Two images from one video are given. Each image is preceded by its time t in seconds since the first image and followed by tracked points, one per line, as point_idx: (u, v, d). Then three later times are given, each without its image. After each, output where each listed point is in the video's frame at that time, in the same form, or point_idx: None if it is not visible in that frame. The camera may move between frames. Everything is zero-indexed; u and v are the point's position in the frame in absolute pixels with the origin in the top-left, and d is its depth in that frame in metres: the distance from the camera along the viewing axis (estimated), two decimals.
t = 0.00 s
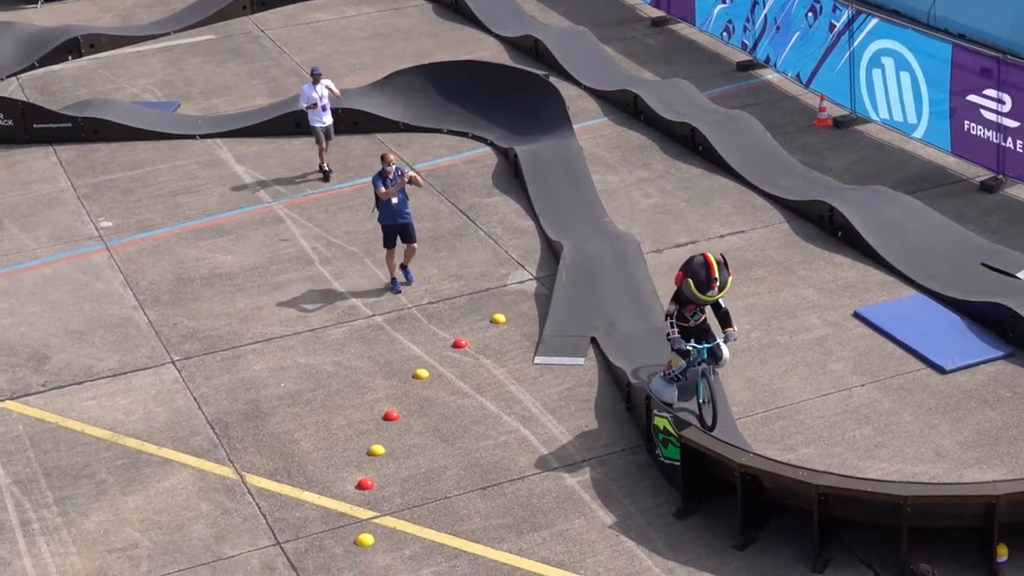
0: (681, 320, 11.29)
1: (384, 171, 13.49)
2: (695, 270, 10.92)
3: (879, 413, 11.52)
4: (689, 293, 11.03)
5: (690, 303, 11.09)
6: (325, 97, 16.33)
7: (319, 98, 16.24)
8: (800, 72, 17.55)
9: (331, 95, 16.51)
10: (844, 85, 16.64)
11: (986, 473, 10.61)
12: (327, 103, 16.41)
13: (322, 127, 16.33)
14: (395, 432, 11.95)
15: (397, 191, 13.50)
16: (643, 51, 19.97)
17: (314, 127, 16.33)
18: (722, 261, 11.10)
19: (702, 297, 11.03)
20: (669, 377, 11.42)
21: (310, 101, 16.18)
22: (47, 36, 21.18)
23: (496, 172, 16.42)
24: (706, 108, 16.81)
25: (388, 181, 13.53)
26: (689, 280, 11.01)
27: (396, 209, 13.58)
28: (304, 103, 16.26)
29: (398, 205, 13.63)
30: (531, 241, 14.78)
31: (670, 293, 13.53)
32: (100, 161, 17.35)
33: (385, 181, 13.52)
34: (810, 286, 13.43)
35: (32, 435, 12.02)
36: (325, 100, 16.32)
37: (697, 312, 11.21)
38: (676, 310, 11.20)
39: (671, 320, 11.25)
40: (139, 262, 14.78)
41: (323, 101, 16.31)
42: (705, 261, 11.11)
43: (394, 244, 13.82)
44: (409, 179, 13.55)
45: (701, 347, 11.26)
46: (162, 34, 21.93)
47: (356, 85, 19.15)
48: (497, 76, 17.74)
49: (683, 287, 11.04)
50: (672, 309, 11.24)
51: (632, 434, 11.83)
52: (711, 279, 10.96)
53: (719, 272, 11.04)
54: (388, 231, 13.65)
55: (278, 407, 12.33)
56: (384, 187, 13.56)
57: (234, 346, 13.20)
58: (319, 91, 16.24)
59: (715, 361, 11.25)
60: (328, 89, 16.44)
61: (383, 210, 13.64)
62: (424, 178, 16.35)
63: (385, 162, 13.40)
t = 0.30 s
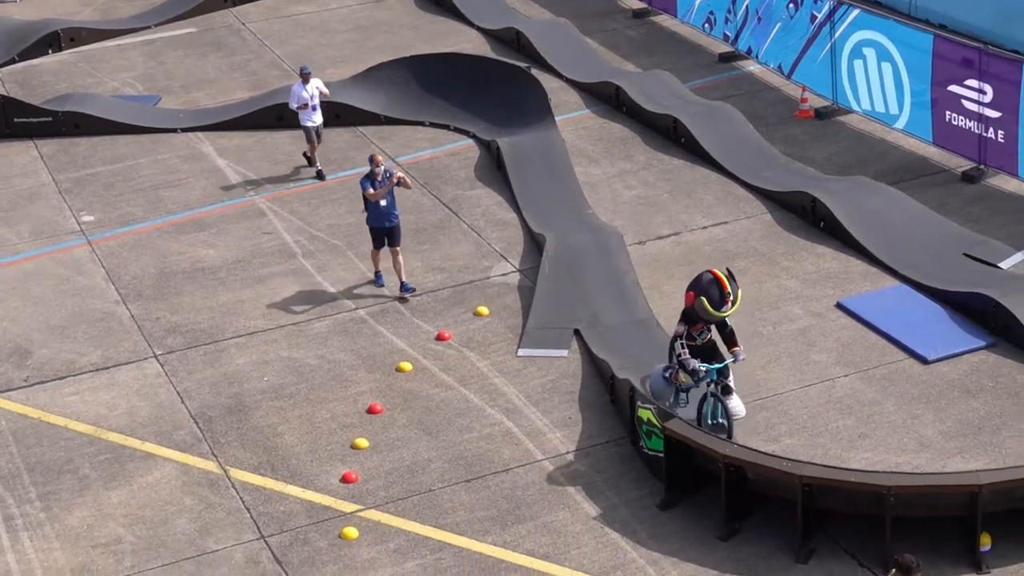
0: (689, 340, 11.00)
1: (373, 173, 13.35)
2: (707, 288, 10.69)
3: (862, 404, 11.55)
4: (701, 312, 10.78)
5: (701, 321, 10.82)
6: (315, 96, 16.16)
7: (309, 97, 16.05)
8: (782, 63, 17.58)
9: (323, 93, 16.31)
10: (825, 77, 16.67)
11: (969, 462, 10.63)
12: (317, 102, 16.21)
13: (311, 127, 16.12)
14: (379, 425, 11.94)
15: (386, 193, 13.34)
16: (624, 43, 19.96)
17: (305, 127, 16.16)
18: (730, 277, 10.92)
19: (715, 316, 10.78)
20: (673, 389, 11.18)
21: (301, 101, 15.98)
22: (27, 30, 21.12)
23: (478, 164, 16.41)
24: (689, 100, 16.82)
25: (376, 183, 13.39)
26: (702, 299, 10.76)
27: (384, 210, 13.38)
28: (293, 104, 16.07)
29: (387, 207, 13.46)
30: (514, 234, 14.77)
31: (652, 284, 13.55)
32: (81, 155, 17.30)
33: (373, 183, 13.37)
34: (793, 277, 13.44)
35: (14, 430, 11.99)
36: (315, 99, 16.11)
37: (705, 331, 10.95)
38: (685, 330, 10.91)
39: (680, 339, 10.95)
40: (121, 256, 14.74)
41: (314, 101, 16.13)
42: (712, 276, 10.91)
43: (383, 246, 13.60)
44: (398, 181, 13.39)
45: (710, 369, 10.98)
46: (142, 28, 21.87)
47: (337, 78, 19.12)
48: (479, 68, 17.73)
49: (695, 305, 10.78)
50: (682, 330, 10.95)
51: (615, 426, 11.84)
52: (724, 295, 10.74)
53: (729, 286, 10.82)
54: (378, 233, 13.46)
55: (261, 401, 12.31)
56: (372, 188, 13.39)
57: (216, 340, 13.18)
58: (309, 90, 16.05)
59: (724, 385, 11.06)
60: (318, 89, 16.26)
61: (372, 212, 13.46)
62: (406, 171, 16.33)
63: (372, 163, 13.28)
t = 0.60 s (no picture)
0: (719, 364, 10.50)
1: (368, 174, 13.02)
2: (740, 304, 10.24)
3: (845, 391, 11.58)
4: (734, 332, 10.28)
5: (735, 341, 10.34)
6: (307, 92, 15.88)
7: (302, 94, 15.79)
8: (762, 52, 17.62)
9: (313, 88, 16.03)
10: (805, 64, 16.71)
11: (952, 448, 10.67)
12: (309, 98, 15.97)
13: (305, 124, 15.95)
14: (364, 417, 11.95)
15: (381, 194, 13.08)
16: (605, 33, 19.96)
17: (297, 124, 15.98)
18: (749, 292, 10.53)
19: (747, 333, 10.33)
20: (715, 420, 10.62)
21: (293, 99, 15.74)
22: (6, 25, 21.03)
23: (460, 155, 16.40)
24: (670, 89, 16.83)
25: (371, 183, 13.08)
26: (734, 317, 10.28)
27: (380, 211, 13.17)
28: (285, 100, 15.79)
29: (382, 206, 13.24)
30: (496, 225, 14.77)
31: (635, 274, 13.57)
32: (61, 150, 17.25)
33: (368, 184, 13.08)
34: (776, 265, 13.46)
35: None
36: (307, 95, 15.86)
37: (734, 354, 10.46)
38: (718, 352, 10.39)
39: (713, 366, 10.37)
40: (103, 251, 14.70)
41: (306, 97, 15.88)
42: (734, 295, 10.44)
43: (377, 245, 13.43)
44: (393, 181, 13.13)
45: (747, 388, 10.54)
46: (122, 22, 21.79)
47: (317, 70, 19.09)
48: (460, 59, 17.72)
49: (727, 327, 10.27)
50: (713, 355, 10.40)
51: (599, 415, 11.86)
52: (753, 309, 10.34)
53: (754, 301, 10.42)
54: (373, 233, 13.26)
55: (245, 395, 12.30)
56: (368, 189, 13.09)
57: (199, 334, 13.16)
58: (301, 87, 15.77)
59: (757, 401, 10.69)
60: (310, 84, 15.96)
61: (367, 212, 13.22)
62: (388, 162, 16.31)
63: (368, 163, 12.98)
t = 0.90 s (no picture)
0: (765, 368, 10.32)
1: (364, 171, 12.95)
2: (783, 304, 10.20)
3: (831, 375, 11.60)
4: (779, 333, 10.19)
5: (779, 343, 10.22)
6: (304, 87, 15.79)
7: (298, 89, 15.69)
8: (744, 38, 17.67)
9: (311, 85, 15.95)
10: (788, 50, 16.77)
11: (937, 431, 10.70)
12: (306, 93, 15.86)
13: (302, 119, 15.80)
14: (350, 407, 11.95)
15: (378, 190, 12.89)
16: (587, 20, 19.95)
17: (295, 120, 15.85)
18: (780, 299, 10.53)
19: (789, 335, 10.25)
20: (769, 428, 10.35)
21: (289, 93, 15.64)
22: None
23: (443, 144, 16.40)
24: (652, 76, 16.85)
25: (368, 181, 12.97)
26: (778, 319, 10.20)
27: (378, 209, 12.98)
28: (281, 95, 15.70)
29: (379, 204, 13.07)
30: (481, 213, 14.77)
31: (620, 261, 13.60)
32: (44, 142, 17.21)
33: (364, 181, 12.96)
34: (760, 251, 13.48)
35: None
36: (304, 90, 15.76)
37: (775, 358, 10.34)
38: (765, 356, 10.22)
39: (764, 369, 10.17)
40: (86, 243, 14.67)
41: (302, 92, 15.78)
42: (767, 302, 10.42)
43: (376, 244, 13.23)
44: (391, 178, 12.97)
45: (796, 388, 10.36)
46: (104, 14, 21.75)
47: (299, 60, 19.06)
48: (443, 48, 17.72)
49: (772, 326, 10.17)
50: (761, 359, 10.20)
51: (586, 402, 11.88)
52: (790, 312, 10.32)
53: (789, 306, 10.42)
54: (372, 231, 13.03)
55: (231, 385, 12.29)
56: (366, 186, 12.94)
57: (185, 325, 13.14)
58: (298, 82, 15.68)
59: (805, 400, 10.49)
60: (307, 80, 15.88)
61: (365, 211, 13.04)
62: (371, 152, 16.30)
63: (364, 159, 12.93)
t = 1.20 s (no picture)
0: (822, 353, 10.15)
1: (357, 162, 12.82)
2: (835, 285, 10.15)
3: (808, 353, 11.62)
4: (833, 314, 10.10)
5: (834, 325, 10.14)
6: (291, 75, 15.61)
7: (284, 77, 15.50)
8: (719, 16, 17.70)
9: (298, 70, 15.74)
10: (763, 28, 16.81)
11: (914, 407, 10.74)
12: (293, 81, 15.68)
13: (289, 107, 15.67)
14: (329, 390, 11.95)
15: (371, 181, 12.82)
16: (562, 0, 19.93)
17: (280, 107, 15.68)
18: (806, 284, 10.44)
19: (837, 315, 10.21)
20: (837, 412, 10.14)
21: (275, 82, 15.47)
22: None
23: (419, 126, 16.38)
24: (627, 55, 16.86)
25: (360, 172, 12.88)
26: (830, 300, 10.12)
27: (371, 200, 12.93)
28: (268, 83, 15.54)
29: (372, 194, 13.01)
30: (458, 194, 14.76)
31: (597, 241, 13.61)
32: (18, 129, 17.14)
33: (358, 172, 12.89)
34: (737, 229, 13.50)
35: None
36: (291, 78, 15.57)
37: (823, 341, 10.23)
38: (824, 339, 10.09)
39: (830, 350, 9.99)
40: (62, 229, 14.62)
41: (289, 80, 15.59)
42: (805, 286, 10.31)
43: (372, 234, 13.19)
44: (384, 168, 12.91)
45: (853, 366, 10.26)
46: None
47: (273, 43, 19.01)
48: (418, 30, 17.70)
49: (829, 306, 10.05)
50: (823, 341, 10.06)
51: (564, 382, 11.90)
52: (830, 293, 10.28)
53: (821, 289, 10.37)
54: (366, 222, 12.98)
55: (209, 370, 12.28)
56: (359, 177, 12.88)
57: (162, 310, 13.12)
58: (284, 71, 15.48)
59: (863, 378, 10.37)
60: (294, 66, 15.66)
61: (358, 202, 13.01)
62: (347, 134, 16.28)
63: (357, 151, 12.80)
